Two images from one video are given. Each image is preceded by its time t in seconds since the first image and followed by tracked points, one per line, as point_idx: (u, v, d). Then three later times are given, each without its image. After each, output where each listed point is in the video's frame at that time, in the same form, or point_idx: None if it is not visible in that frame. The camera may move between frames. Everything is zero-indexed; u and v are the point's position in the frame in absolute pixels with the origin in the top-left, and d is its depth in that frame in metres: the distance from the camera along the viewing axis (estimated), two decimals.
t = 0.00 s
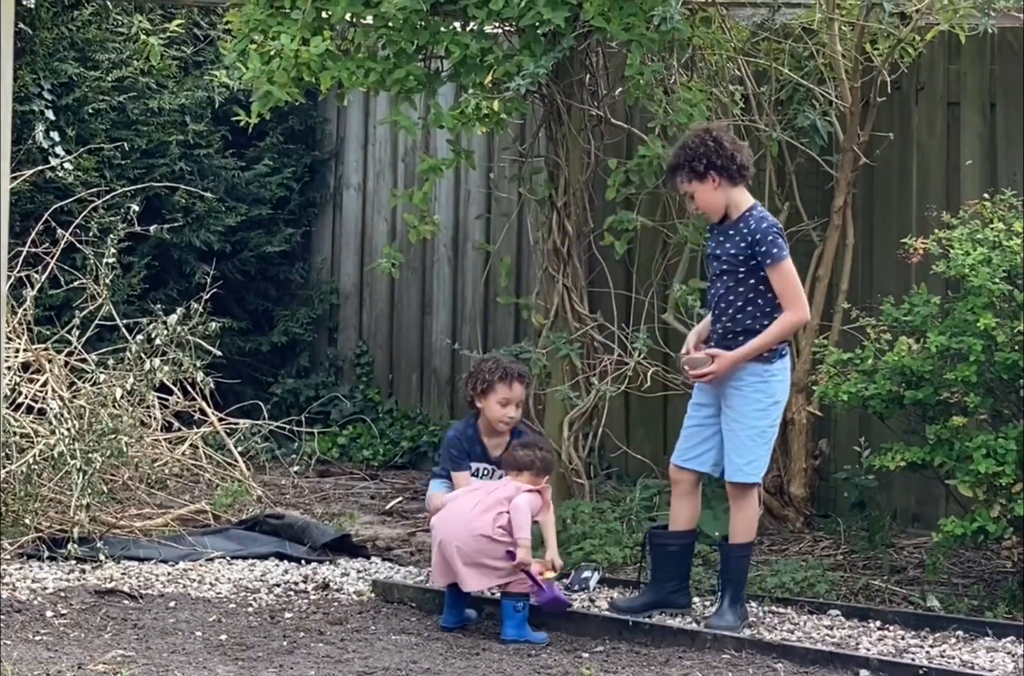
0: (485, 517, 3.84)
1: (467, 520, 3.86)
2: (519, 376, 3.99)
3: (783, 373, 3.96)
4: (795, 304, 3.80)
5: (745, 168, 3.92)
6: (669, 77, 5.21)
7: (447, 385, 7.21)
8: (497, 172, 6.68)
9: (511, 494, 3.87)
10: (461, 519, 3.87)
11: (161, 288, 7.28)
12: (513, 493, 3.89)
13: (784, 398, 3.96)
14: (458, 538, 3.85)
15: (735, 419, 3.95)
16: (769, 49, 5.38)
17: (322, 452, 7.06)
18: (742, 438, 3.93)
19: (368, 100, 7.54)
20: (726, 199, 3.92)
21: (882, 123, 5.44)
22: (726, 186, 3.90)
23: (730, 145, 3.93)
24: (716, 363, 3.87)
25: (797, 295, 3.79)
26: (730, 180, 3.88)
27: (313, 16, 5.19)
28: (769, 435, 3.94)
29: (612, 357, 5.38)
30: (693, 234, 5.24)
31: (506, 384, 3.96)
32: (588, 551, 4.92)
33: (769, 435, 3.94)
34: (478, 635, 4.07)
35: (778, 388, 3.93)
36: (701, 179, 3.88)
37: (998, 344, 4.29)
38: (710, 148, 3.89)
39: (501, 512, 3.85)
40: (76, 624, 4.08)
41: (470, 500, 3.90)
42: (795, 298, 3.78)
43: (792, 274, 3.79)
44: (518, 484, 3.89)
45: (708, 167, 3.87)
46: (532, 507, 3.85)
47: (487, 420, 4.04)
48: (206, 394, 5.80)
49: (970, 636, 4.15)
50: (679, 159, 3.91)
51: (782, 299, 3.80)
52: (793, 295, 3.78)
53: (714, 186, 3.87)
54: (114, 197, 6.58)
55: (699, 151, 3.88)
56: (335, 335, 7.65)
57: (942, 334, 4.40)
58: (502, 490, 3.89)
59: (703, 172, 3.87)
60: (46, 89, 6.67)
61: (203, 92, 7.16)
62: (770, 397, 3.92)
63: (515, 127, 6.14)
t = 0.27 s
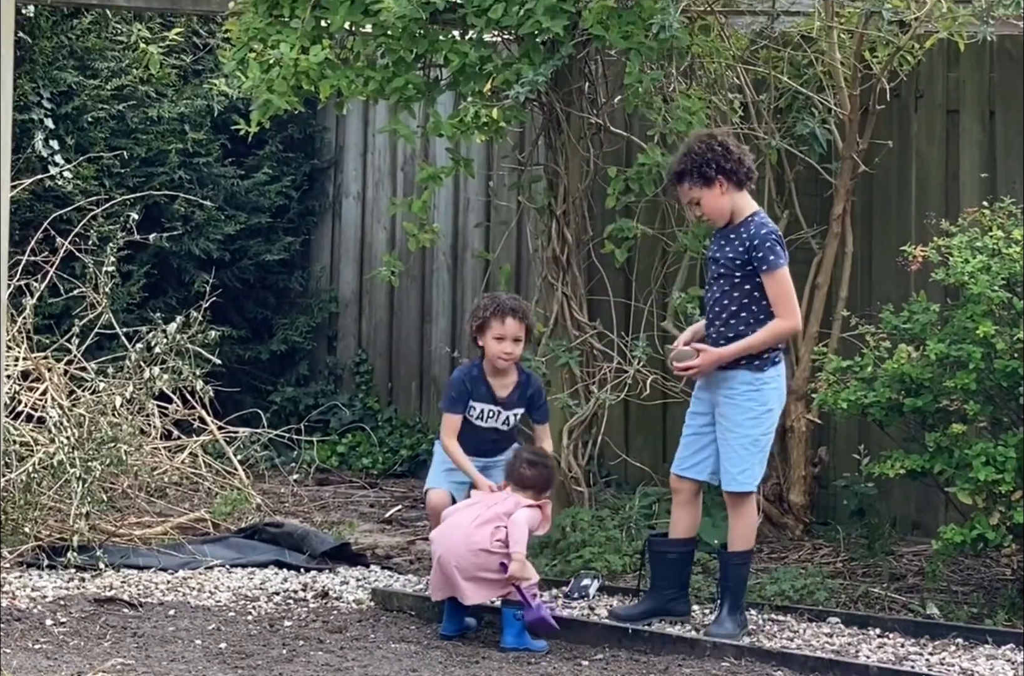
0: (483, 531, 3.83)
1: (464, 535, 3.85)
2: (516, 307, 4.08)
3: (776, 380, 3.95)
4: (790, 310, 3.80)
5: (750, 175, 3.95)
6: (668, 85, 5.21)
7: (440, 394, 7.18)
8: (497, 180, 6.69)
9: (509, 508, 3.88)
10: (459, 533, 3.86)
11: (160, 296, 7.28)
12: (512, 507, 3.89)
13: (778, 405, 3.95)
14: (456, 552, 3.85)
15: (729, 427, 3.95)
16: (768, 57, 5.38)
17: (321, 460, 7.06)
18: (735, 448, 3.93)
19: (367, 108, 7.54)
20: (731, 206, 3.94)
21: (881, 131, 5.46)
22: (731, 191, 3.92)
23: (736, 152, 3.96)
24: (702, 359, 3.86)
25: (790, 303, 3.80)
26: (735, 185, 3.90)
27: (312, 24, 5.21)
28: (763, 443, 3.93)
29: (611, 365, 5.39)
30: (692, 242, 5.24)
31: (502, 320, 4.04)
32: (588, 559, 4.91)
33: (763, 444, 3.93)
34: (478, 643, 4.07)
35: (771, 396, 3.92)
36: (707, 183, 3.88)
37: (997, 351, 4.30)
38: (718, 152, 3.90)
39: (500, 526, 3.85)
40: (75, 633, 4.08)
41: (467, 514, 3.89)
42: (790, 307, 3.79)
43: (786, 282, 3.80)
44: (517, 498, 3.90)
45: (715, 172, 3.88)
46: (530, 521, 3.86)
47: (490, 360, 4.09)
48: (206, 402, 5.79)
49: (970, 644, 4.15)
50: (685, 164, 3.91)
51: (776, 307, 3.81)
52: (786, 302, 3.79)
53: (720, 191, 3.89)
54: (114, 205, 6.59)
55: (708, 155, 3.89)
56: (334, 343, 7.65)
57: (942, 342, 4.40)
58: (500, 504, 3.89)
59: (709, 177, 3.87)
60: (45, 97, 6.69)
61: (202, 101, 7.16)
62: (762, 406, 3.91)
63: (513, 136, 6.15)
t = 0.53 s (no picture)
0: (480, 539, 3.83)
1: (461, 543, 3.85)
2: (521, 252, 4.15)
3: (765, 390, 3.94)
4: (777, 320, 3.80)
5: (748, 183, 3.96)
6: (666, 96, 5.23)
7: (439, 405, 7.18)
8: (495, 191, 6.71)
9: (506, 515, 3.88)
10: (457, 542, 3.86)
11: (159, 307, 7.28)
12: (509, 516, 3.89)
13: (768, 416, 3.94)
14: (454, 561, 3.84)
15: (719, 438, 3.95)
16: (766, 68, 5.40)
17: (320, 471, 7.06)
18: (724, 458, 3.93)
19: (366, 119, 7.56)
20: (727, 214, 3.94)
21: (879, 141, 5.51)
22: (728, 199, 3.93)
23: (737, 160, 3.97)
24: (688, 363, 3.89)
25: (778, 313, 3.80)
26: (732, 193, 3.91)
27: (311, 36, 5.23)
28: (753, 454, 3.92)
29: (610, 376, 5.39)
30: (691, 253, 5.24)
31: (501, 273, 4.13)
32: (587, 570, 4.91)
33: (753, 455, 3.92)
34: (478, 654, 4.07)
35: (758, 406, 3.91)
36: (704, 190, 3.90)
37: (995, 361, 4.30)
38: (716, 159, 3.91)
39: (497, 534, 3.85)
40: (74, 644, 4.07)
41: (464, 523, 3.90)
42: (777, 317, 3.79)
43: (775, 292, 3.81)
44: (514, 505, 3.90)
45: (712, 179, 3.89)
46: (528, 530, 3.86)
47: (488, 300, 4.22)
48: (205, 412, 5.79)
49: (969, 654, 4.15)
50: (684, 169, 3.92)
51: (764, 316, 3.81)
52: (774, 312, 3.79)
53: (716, 198, 3.90)
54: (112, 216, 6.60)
55: (706, 162, 3.90)
56: (333, 354, 7.65)
57: (940, 352, 4.41)
58: (498, 513, 3.90)
59: (706, 184, 3.89)
60: (45, 108, 6.74)
61: (201, 112, 7.17)
62: (750, 416, 3.91)
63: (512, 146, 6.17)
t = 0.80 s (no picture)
0: (485, 535, 3.83)
1: (466, 540, 3.84)
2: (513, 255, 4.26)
3: (754, 402, 3.94)
4: (768, 335, 3.81)
5: (748, 198, 3.97)
6: (664, 109, 5.24)
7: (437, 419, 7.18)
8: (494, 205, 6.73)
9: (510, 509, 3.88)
10: (462, 538, 3.85)
11: (158, 321, 7.29)
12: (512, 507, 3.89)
13: (758, 427, 3.94)
14: (458, 557, 3.83)
15: (709, 451, 3.94)
16: (764, 81, 5.42)
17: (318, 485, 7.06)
18: (714, 471, 3.92)
19: (365, 133, 7.58)
20: (724, 227, 3.96)
21: (877, 155, 5.53)
22: (726, 212, 3.94)
23: (739, 174, 3.98)
24: (676, 372, 3.91)
25: (768, 329, 3.81)
26: (732, 206, 3.92)
27: (309, 50, 5.25)
28: (744, 465, 3.92)
29: (608, 389, 5.39)
30: (690, 266, 5.24)
31: (492, 278, 4.24)
32: (586, 584, 4.91)
33: (744, 467, 3.92)
34: (477, 668, 4.06)
35: (747, 417, 3.92)
36: (703, 202, 3.91)
37: (994, 375, 4.31)
38: (717, 172, 3.92)
39: (501, 529, 3.85)
40: (73, 658, 4.07)
41: (468, 519, 3.89)
42: (768, 332, 3.80)
43: (766, 308, 3.82)
44: (518, 499, 3.90)
45: (712, 191, 3.91)
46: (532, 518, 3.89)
47: (482, 301, 4.33)
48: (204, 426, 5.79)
49: (968, 667, 4.15)
50: (684, 179, 3.94)
51: (754, 330, 3.82)
52: (764, 328, 3.80)
53: (715, 211, 3.91)
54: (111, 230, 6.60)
55: (707, 174, 3.91)
56: (332, 368, 7.65)
57: (938, 366, 4.42)
58: (502, 503, 3.89)
59: (706, 196, 3.90)
60: (44, 123, 6.77)
61: (200, 126, 7.18)
62: (739, 428, 3.91)
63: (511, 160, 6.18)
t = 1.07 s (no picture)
0: (492, 547, 3.80)
1: (474, 554, 3.81)
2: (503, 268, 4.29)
3: (745, 418, 3.94)
4: (763, 351, 3.82)
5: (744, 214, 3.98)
6: (662, 125, 5.25)
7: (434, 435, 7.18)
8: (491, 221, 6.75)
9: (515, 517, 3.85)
10: (470, 552, 3.82)
11: (155, 338, 7.29)
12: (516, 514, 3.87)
13: (750, 443, 3.93)
14: (469, 573, 3.80)
15: (701, 466, 3.94)
16: (761, 97, 5.44)
17: (316, 501, 7.05)
18: (706, 487, 3.92)
19: (361, 149, 7.60)
20: (719, 243, 3.97)
21: (874, 171, 5.52)
22: (722, 227, 3.96)
23: (736, 190, 4.00)
24: (669, 386, 3.90)
25: (763, 345, 3.82)
26: (728, 221, 3.94)
27: (307, 66, 5.26)
28: (736, 481, 3.92)
29: (606, 405, 5.40)
30: (687, 282, 5.26)
31: (478, 287, 4.27)
32: (584, 599, 4.91)
33: (736, 482, 3.92)
34: None
35: (739, 433, 3.91)
36: (701, 216, 3.93)
37: (991, 390, 4.32)
38: (715, 187, 3.94)
39: (508, 539, 3.82)
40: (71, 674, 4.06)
41: (474, 532, 3.85)
42: (763, 348, 3.82)
43: (761, 324, 3.83)
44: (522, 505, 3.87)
45: (711, 206, 3.92)
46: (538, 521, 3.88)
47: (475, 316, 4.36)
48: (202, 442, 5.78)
49: None
50: (683, 191, 3.95)
51: (749, 346, 3.83)
52: (760, 343, 3.81)
53: (712, 225, 3.93)
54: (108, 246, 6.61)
55: (706, 188, 3.93)
56: (329, 384, 7.65)
57: (936, 381, 4.43)
58: (507, 511, 3.87)
59: (704, 210, 3.92)
60: (41, 140, 6.79)
61: (197, 142, 7.18)
62: (731, 444, 3.90)
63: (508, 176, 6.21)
